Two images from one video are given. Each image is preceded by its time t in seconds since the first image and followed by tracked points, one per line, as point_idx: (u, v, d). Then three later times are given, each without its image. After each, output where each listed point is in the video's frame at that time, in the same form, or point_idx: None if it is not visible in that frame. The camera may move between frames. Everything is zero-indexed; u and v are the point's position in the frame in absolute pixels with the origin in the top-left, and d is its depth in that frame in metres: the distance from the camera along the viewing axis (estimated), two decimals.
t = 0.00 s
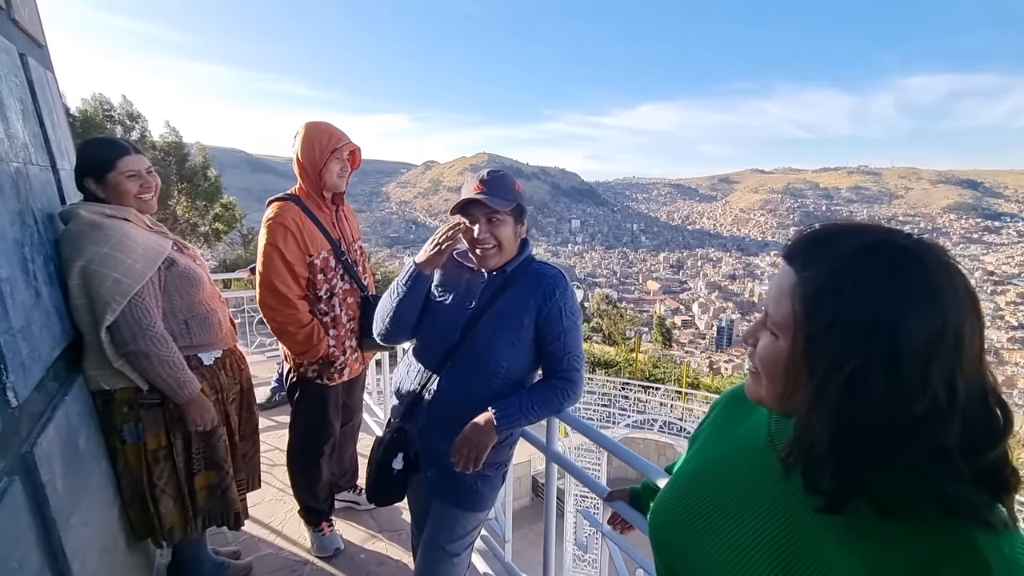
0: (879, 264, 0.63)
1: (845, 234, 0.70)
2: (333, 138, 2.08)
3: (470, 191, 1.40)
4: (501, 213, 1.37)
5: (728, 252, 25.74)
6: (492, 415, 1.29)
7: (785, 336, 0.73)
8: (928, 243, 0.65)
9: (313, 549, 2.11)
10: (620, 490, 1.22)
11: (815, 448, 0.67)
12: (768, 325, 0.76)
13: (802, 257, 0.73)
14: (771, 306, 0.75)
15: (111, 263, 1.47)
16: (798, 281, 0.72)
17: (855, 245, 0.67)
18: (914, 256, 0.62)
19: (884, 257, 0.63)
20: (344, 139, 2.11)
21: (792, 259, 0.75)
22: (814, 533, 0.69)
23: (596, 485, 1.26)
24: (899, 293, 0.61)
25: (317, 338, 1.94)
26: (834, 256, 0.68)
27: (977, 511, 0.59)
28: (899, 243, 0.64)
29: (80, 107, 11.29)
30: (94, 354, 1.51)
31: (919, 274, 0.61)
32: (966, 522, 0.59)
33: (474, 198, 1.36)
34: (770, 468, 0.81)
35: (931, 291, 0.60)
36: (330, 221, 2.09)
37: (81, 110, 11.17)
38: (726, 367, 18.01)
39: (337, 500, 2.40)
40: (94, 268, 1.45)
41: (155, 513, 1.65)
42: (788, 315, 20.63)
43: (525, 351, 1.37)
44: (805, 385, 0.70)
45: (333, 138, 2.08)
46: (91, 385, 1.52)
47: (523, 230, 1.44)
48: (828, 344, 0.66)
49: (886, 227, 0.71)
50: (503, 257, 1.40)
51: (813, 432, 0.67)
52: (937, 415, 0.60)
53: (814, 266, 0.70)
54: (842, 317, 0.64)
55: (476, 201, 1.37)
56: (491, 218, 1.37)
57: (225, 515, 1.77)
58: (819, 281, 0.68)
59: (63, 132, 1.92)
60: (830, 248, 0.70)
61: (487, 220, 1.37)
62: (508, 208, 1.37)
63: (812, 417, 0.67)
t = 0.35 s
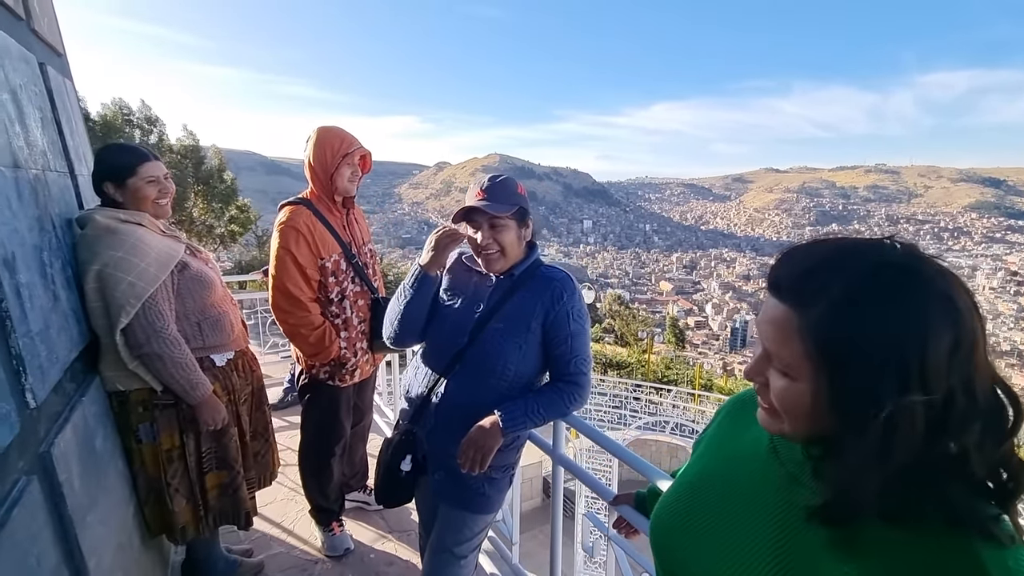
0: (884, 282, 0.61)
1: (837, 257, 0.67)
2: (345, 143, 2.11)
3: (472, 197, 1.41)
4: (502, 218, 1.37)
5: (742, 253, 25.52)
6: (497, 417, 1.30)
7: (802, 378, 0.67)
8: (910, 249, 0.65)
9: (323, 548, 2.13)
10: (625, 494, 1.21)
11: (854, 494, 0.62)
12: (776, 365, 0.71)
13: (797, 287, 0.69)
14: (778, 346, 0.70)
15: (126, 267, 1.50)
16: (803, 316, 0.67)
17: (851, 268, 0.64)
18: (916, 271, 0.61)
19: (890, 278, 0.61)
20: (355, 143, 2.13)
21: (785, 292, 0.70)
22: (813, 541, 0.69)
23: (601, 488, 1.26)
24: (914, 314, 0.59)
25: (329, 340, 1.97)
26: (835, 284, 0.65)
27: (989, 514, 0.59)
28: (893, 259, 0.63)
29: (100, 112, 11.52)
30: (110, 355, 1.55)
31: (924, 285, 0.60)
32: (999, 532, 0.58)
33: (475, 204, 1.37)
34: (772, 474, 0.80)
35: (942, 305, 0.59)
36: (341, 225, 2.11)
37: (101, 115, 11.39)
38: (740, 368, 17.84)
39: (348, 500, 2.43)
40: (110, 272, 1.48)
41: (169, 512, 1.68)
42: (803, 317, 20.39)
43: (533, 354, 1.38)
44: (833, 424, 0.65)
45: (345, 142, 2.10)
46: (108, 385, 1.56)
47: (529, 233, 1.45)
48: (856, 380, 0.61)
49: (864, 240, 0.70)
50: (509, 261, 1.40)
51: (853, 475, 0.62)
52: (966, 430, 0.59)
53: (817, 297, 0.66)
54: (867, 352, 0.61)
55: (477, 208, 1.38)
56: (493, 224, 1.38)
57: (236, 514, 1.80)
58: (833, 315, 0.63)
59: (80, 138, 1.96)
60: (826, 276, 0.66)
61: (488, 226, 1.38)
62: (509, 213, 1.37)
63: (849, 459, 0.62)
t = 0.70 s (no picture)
0: (915, 275, 0.57)
1: (850, 255, 0.63)
2: (355, 145, 2.13)
3: (477, 193, 1.43)
4: (507, 212, 1.38)
5: (752, 250, 25.32)
6: (507, 413, 1.31)
7: (850, 398, 0.62)
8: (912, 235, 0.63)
9: (336, 546, 2.15)
10: (635, 489, 1.22)
11: (912, 509, 0.59)
12: (812, 385, 0.65)
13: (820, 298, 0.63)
14: (817, 367, 0.64)
15: (140, 269, 1.53)
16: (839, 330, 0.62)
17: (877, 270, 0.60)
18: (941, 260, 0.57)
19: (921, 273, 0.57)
20: (365, 144, 2.16)
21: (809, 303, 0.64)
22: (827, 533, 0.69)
23: (612, 483, 1.27)
24: (958, 308, 0.55)
25: (340, 340, 1.99)
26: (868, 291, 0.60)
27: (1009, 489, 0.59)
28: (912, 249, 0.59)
29: (113, 119, 11.70)
30: (126, 355, 1.57)
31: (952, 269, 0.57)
32: None
33: (480, 200, 1.39)
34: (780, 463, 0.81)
35: (972, 290, 0.56)
36: (350, 225, 2.13)
37: (114, 122, 11.56)
38: (751, 366, 17.71)
39: (359, 499, 2.44)
40: (125, 273, 1.51)
41: (184, 509, 1.70)
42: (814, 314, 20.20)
43: (542, 349, 1.39)
44: (890, 435, 0.61)
45: (355, 144, 2.13)
46: (124, 385, 1.58)
47: (535, 229, 1.45)
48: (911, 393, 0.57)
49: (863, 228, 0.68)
50: (513, 257, 1.42)
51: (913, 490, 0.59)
52: (1002, 412, 0.58)
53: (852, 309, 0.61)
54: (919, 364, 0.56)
55: (483, 204, 1.40)
56: (498, 218, 1.40)
57: (250, 512, 1.82)
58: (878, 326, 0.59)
59: (95, 143, 1.99)
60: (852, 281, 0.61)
61: (494, 221, 1.40)
62: (514, 207, 1.38)
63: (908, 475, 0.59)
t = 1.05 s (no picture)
0: (887, 257, 0.60)
1: (827, 245, 0.65)
2: (327, 152, 2.05)
3: (473, 193, 1.37)
4: (503, 216, 1.33)
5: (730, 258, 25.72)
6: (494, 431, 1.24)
7: (852, 389, 0.61)
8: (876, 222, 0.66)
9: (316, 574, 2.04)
10: (636, 507, 1.16)
11: (925, 499, 0.58)
12: (814, 380, 0.63)
13: (806, 297, 0.64)
14: (815, 358, 0.63)
15: (98, 285, 1.43)
16: (835, 330, 0.61)
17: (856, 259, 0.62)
18: (912, 238, 0.61)
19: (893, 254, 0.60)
20: (338, 151, 2.08)
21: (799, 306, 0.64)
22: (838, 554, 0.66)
23: (611, 501, 1.19)
24: (928, 284, 0.59)
25: (313, 359, 1.89)
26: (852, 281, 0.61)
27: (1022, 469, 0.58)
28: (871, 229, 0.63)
29: (82, 132, 11.37)
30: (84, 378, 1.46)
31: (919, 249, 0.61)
32: None
33: (477, 199, 1.33)
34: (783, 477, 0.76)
35: (936, 268, 0.60)
36: (324, 236, 2.05)
37: (82, 136, 11.23)
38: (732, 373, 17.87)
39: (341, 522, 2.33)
40: (80, 291, 1.40)
41: (149, 543, 1.58)
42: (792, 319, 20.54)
43: (528, 362, 1.32)
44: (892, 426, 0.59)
45: (327, 151, 2.05)
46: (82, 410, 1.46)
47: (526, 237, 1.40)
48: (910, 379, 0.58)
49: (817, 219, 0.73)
50: (501, 265, 1.36)
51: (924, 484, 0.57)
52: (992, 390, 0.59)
53: (840, 303, 0.61)
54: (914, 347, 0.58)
55: (480, 203, 1.34)
56: (493, 221, 1.33)
57: (221, 544, 1.71)
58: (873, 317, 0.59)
59: (54, 151, 1.89)
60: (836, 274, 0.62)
61: (488, 223, 1.33)
62: (512, 212, 1.33)
63: (918, 470, 0.58)
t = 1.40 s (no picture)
0: (936, 258, 0.56)
1: (866, 242, 0.60)
2: (320, 148, 2.02)
3: (463, 193, 1.36)
4: (495, 214, 1.31)
5: (731, 259, 25.70)
6: (501, 433, 1.22)
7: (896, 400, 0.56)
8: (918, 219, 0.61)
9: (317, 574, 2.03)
10: (643, 512, 1.14)
11: (964, 517, 0.56)
12: (853, 391, 0.58)
13: (838, 293, 0.60)
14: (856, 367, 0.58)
15: (99, 282, 1.41)
16: (869, 329, 0.57)
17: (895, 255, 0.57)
18: (955, 237, 0.57)
19: (934, 252, 0.56)
20: (332, 148, 2.06)
21: (833, 305, 0.60)
22: (859, 560, 0.64)
23: (618, 506, 1.17)
24: (976, 291, 0.55)
25: (307, 362, 1.87)
26: (892, 280, 0.56)
27: None
28: (913, 226, 0.59)
29: (84, 127, 11.35)
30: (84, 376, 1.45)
31: (963, 252, 0.57)
32: None
33: (466, 199, 1.31)
34: (794, 483, 0.74)
35: (982, 271, 0.56)
36: (318, 236, 2.03)
37: (84, 131, 11.22)
38: (732, 374, 17.86)
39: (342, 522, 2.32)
40: (81, 287, 1.39)
41: (148, 543, 1.56)
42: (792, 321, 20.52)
43: (531, 365, 1.30)
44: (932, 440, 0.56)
45: (320, 147, 2.02)
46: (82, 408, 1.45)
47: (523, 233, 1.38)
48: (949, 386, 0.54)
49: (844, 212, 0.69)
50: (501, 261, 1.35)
51: (946, 491, 0.57)
52: None
53: (882, 306, 0.56)
54: (954, 351, 0.54)
55: (469, 203, 1.32)
56: (485, 220, 1.32)
57: (221, 544, 1.69)
58: (913, 318, 0.55)
59: (56, 146, 1.87)
60: (873, 270, 0.58)
61: (480, 223, 1.33)
62: (503, 209, 1.31)
63: (952, 481, 0.57)
